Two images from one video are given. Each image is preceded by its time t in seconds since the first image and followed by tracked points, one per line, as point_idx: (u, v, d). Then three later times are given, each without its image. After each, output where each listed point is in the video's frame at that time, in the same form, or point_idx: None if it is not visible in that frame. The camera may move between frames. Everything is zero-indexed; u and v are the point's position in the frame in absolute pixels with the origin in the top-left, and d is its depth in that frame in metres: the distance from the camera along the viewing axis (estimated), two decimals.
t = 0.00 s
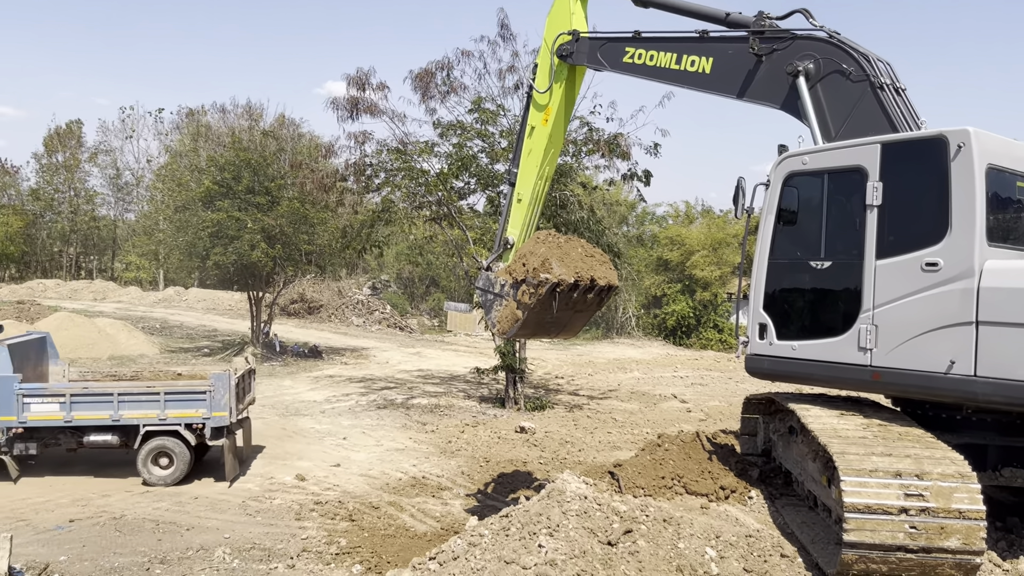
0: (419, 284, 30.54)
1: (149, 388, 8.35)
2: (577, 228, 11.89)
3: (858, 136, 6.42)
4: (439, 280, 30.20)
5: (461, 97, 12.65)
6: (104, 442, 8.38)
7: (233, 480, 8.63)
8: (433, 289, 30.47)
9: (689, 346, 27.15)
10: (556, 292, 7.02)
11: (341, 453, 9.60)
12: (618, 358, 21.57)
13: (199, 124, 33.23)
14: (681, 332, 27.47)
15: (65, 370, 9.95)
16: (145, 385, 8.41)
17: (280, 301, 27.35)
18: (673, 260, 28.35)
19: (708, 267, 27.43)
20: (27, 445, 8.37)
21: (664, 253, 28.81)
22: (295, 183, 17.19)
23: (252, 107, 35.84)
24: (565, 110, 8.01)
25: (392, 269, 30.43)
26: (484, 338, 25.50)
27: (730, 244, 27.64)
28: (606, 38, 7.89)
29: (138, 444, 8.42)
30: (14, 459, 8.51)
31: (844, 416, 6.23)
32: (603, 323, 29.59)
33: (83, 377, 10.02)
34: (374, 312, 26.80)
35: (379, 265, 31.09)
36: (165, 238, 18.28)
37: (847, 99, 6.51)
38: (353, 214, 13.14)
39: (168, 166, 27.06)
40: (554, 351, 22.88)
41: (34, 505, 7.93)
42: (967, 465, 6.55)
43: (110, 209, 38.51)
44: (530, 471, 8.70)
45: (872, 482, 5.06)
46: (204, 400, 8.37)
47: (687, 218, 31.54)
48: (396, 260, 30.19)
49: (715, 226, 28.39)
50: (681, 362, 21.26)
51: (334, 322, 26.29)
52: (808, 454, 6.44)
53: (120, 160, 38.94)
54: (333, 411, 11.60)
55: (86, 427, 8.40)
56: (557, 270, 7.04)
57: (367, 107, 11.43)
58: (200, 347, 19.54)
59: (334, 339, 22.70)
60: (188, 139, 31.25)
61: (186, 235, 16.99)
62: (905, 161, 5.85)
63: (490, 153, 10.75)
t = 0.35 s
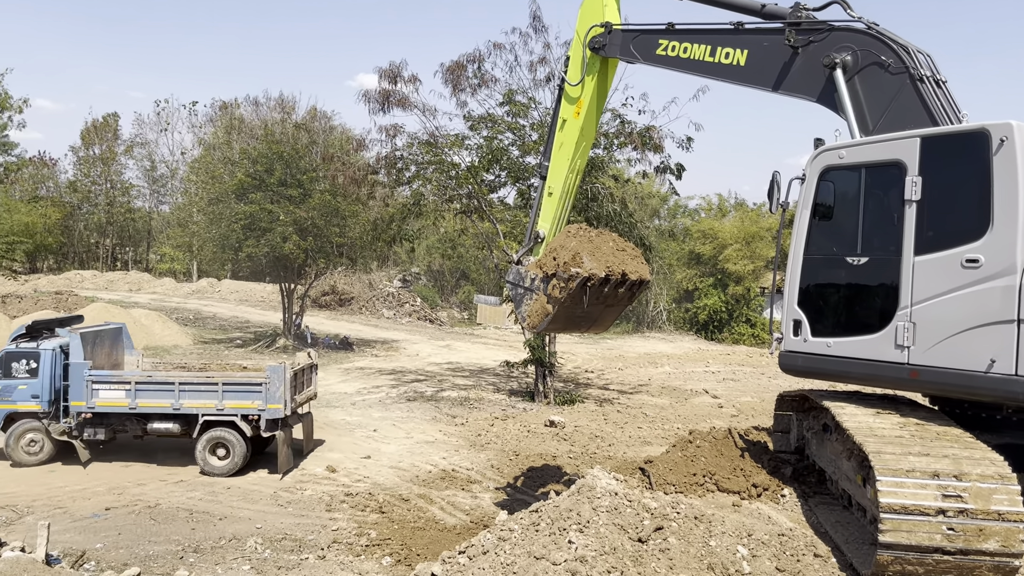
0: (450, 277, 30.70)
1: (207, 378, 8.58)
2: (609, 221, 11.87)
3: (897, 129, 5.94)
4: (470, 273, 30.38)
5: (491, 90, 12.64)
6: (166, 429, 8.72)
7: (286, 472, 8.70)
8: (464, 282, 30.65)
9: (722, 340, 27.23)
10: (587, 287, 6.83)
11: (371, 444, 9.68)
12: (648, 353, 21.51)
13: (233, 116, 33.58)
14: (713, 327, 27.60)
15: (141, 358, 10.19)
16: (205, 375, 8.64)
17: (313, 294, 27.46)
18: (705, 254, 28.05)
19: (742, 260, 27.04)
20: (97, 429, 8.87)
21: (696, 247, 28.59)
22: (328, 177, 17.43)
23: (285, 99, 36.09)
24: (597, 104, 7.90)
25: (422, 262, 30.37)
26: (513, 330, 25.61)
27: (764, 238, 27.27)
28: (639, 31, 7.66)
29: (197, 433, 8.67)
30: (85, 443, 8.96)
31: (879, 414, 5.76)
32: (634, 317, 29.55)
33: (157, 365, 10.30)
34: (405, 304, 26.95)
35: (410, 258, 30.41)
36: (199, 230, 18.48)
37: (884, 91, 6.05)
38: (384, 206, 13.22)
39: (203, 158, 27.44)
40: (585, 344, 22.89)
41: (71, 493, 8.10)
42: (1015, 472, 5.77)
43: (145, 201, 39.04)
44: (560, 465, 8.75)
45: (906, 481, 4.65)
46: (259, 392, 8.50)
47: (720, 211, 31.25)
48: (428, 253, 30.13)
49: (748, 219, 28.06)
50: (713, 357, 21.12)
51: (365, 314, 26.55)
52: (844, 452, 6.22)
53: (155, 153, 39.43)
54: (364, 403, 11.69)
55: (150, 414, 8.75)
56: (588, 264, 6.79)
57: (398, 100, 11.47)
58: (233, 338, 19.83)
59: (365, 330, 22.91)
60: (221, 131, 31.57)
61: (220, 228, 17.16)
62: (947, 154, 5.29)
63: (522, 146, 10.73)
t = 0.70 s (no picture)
0: (465, 272, 30.72)
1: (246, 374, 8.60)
2: (624, 217, 11.85)
3: (917, 125, 5.84)
4: (485, 268, 30.42)
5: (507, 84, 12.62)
6: (207, 424, 8.81)
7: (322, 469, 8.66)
8: (479, 277, 30.69)
9: (738, 336, 27.24)
10: (603, 282, 6.76)
11: (387, 438, 9.75)
12: (664, 348, 21.45)
13: (249, 111, 33.72)
14: (730, 323, 27.69)
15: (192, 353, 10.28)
16: (244, 371, 8.67)
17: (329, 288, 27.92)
18: (722, 249, 27.89)
19: (758, 256, 26.47)
20: (144, 422, 9.04)
21: (712, 242, 28.47)
22: (345, 172, 17.51)
23: (301, 94, 36.16)
24: (614, 99, 7.85)
25: (438, 256, 30.73)
26: (528, 325, 25.64)
27: (781, 233, 26.65)
28: (656, 25, 7.60)
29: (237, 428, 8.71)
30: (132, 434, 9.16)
31: (897, 412, 5.70)
32: (650, 312, 29.48)
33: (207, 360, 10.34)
34: (420, 299, 27.00)
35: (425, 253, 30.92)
36: (216, 225, 18.56)
37: (905, 86, 5.94)
38: (400, 202, 13.24)
39: (220, 153, 27.58)
40: (600, 340, 22.87)
41: (92, 485, 8.20)
42: None
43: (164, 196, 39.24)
44: (575, 461, 8.77)
45: (926, 480, 4.59)
46: (296, 389, 8.46)
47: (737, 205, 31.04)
48: (443, 248, 30.40)
49: (765, 215, 27.89)
50: (729, 352, 21.04)
51: (381, 308, 26.65)
52: (861, 449, 6.15)
53: (174, 148, 39.58)
54: (380, 397, 11.76)
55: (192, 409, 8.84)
56: (604, 259, 6.74)
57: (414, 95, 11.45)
58: (250, 332, 19.96)
59: (381, 325, 23.02)
60: (238, 125, 31.70)
61: (237, 222, 17.27)
62: (969, 148, 5.19)
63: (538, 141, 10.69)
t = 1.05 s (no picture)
0: (471, 268, 30.73)
1: (272, 371, 8.55)
2: (630, 214, 11.84)
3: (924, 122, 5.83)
4: (491, 265, 30.46)
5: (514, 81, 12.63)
6: (237, 421, 8.81)
7: (346, 469, 8.58)
8: (485, 274, 30.71)
9: (744, 333, 27.21)
10: (609, 279, 6.76)
11: (394, 435, 9.77)
12: (670, 345, 21.44)
13: (256, 108, 33.77)
14: (736, 319, 27.61)
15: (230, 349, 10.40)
16: (270, 368, 8.62)
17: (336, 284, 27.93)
18: (729, 246, 27.84)
19: (765, 253, 26.62)
20: (178, 417, 9.08)
21: (719, 238, 28.45)
22: (351, 169, 17.54)
23: (308, 91, 36.18)
24: (620, 95, 7.84)
25: (444, 253, 30.48)
26: (534, 322, 25.66)
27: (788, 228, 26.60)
28: (662, 21, 7.57)
29: (263, 425, 8.70)
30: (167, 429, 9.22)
31: (904, 409, 5.68)
32: (657, 309, 29.45)
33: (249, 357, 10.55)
34: (427, 296, 27.03)
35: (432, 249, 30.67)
36: (222, 221, 18.58)
37: (912, 82, 5.92)
38: (406, 198, 13.26)
39: (226, 150, 27.63)
40: (607, 336, 22.87)
41: (99, 481, 8.23)
42: None
43: (171, 192, 39.25)
44: (581, 458, 8.79)
45: (933, 477, 4.59)
46: (320, 387, 8.36)
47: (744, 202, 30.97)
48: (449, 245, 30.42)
49: (772, 211, 27.83)
50: (736, 349, 21.03)
51: (387, 305, 26.69)
52: (867, 446, 6.14)
53: (181, 145, 39.61)
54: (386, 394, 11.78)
55: (221, 405, 8.86)
56: (610, 256, 6.72)
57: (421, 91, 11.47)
58: (257, 329, 20.02)
59: (387, 321, 23.05)
60: (245, 122, 31.74)
61: (243, 219, 17.30)
62: (976, 144, 5.17)
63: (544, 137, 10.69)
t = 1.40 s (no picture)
0: (472, 267, 30.76)
1: (291, 370, 8.53)
2: (630, 211, 11.86)
3: (923, 120, 5.84)
4: (492, 264, 30.49)
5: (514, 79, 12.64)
6: (256, 419, 8.82)
7: (361, 469, 8.50)
8: (486, 273, 30.76)
9: (746, 331, 26.91)
10: (609, 277, 6.76)
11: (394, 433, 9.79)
12: (671, 343, 21.47)
13: (257, 106, 33.80)
14: (738, 317, 27.36)
15: (259, 348, 10.38)
16: (288, 366, 8.59)
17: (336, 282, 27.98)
18: (730, 245, 27.94)
19: (766, 251, 26.79)
20: (202, 415, 9.15)
21: (720, 237, 28.56)
22: (352, 167, 17.58)
23: (309, 89, 36.16)
24: (620, 93, 7.85)
25: (445, 251, 30.50)
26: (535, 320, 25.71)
27: (790, 229, 27.04)
28: (663, 19, 7.58)
29: (282, 424, 8.69)
30: (192, 427, 9.31)
31: (903, 406, 5.69)
32: (657, 307, 29.41)
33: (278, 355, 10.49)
34: (428, 294, 27.03)
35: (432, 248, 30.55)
36: (222, 219, 18.57)
37: (911, 80, 5.93)
38: (408, 195, 13.28)
39: (227, 148, 27.66)
40: (607, 335, 22.90)
41: (100, 478, 8.25)
42: None
43: (172, 190, 39.21)
44: (582, 455, 8.81)
45: (931, 475, 4.61)
46: (336, 385, 8.29)
47: (745, 201, 30.98)
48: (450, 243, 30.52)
49: (773, 209, 27.86)
50: (736, 347, 21.05)
51: (388, 303, 26.73)
52: (866, 444, 6.15)
53: (182, 143, 39.57)
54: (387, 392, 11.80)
55: (242, 403, 8.90)
56: (610, 254, 6.72)
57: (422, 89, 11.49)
58: (258, 327, 20.06)
59: (388, 320, 23.09)
60: (246, 120, 31.74)
61: (243, 217, 17.24)
62: (975, 142, 5.18)
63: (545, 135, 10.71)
